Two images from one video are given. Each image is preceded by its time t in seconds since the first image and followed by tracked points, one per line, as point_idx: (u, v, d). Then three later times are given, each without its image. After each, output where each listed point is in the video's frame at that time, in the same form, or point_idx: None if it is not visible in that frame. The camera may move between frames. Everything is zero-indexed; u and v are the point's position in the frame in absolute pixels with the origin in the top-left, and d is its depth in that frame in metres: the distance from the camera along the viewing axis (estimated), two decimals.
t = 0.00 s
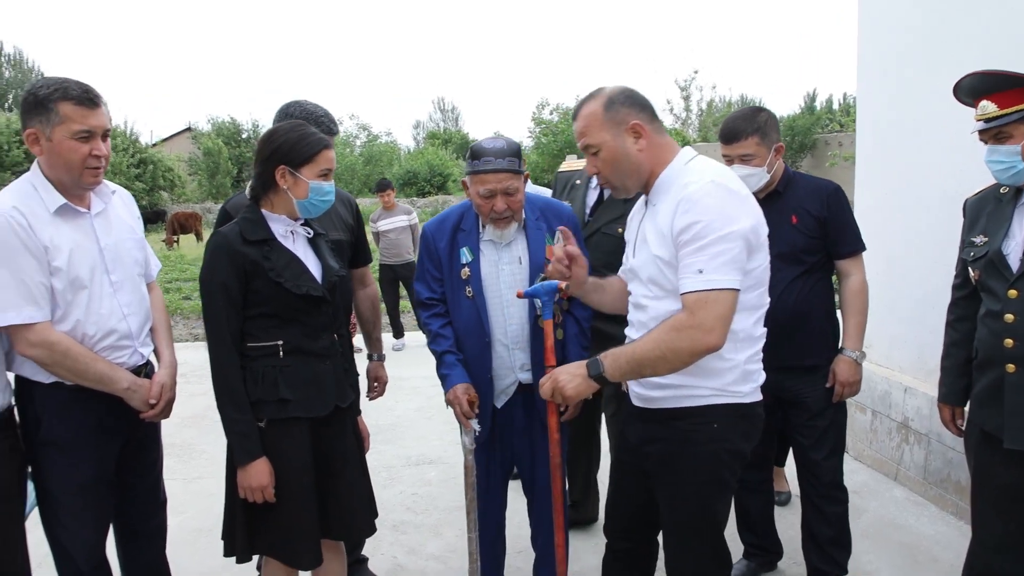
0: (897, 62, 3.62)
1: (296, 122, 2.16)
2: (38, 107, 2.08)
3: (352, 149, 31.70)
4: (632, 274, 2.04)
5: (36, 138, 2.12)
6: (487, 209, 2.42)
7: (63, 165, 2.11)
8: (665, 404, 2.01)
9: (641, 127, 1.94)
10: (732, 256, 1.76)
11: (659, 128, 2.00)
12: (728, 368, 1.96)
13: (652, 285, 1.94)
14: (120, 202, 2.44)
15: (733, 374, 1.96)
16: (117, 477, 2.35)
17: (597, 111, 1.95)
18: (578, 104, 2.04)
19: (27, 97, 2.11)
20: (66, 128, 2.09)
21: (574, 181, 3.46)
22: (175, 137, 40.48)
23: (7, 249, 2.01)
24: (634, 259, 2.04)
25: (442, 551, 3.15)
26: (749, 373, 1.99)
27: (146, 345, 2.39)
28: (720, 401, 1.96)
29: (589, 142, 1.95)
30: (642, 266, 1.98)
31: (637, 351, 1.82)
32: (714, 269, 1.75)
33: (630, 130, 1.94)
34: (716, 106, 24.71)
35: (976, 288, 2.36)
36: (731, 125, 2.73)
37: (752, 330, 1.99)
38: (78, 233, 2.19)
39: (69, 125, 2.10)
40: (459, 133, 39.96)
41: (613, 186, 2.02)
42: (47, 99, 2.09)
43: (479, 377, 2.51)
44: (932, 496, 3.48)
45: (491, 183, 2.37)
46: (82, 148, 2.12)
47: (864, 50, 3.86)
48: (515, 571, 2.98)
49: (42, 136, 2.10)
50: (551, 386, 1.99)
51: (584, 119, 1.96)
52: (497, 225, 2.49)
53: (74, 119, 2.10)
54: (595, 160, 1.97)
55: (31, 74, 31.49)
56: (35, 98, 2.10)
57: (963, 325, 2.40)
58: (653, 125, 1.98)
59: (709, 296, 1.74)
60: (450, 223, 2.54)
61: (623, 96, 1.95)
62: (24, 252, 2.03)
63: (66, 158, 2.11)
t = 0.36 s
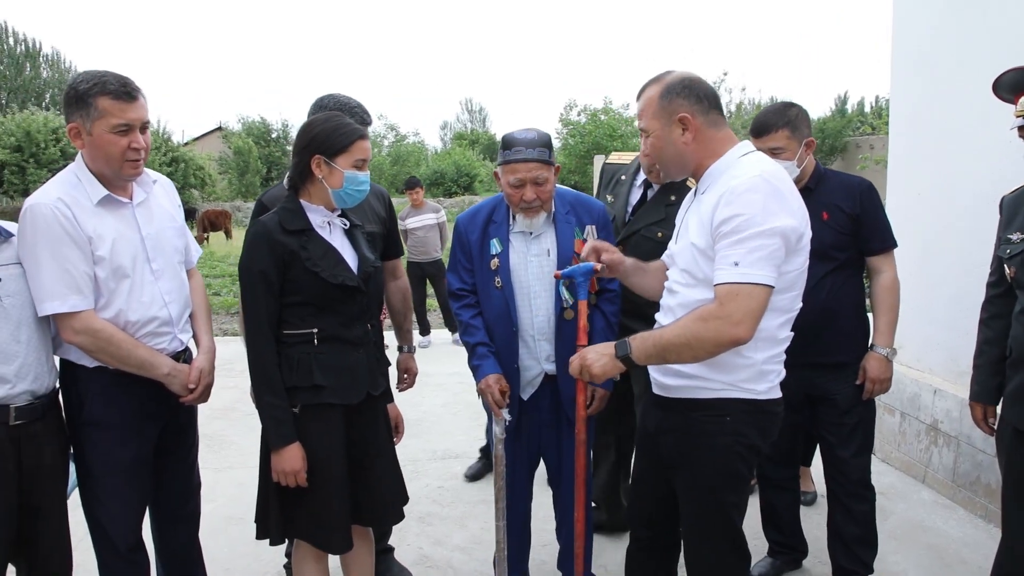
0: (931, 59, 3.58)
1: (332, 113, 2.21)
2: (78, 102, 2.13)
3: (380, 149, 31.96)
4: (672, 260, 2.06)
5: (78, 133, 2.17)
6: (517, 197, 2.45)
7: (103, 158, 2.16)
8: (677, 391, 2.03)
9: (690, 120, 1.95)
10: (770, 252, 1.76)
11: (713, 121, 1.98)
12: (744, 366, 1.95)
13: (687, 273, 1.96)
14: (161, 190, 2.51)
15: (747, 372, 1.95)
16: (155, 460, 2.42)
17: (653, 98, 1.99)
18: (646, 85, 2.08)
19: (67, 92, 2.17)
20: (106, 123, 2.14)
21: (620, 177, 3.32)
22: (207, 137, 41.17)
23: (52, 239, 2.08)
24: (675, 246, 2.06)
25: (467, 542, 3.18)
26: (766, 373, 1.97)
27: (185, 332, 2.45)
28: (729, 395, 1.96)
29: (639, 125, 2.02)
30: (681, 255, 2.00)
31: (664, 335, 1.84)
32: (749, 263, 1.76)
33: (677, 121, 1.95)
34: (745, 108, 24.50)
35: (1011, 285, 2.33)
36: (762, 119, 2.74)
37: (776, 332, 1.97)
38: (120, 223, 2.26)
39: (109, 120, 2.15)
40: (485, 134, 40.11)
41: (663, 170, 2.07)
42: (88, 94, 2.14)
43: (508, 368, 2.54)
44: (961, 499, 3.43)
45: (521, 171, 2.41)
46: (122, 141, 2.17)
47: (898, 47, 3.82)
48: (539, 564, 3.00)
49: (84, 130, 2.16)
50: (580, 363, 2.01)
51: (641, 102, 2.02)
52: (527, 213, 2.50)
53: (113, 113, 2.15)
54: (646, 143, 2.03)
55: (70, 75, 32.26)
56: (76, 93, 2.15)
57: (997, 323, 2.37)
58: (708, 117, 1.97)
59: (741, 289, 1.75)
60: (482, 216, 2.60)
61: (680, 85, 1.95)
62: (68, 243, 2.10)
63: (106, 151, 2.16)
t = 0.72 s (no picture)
0: (932, 66, 3.61)
1: (336, 104, 2.21)
2: (73, 92, 2.12)
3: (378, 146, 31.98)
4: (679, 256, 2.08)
5: (75, 122, 2.17)
6: (518, 192, 2.46)
7: (100, 148, 2.16)
8: (677, 388, 2.06)
9: (713, 106, 1.97)
10: (770, 253, 1.78)
11: (733, 113, 2.01)
12: (745, 366, 1.96)
13: (692, 268, 1.98)
14: (161, 178, 2.51)
15: (747, 372, 1.96)
16: (152, 448, 2.42)
17: (676, 85, 2.00)
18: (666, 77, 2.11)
19: (63, 82, 2.16)
20: (102, 113, 2.14)
21: (626, 177, 3.28)
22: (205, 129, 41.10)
23: (50, 229, 2.08)
24: (683, 241, 2.08)
25: (461, 537, 3.19)
26: (768, 373, 1.98)
27: (185, 321, 2.46)
28: (727, 394, 1.98)
29: (660, 111, 2.03)
30: (688, 251, 2.02)
31: (658, 315, 1.87)
32: (748, 262, 1.78)
33: (701, 106, 1.97)
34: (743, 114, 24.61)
35: (1008, 292, 2.36)
36: (760, 120, 2.79)
37: (778, 332, 1.98)
38: (119, 213, 2.26)
39: (104, 110, 2.14)
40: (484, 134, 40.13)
41: (677, 160, 2.06)
42: (82, 84, 2.13)
43: (505, 363, 2.55)
44: (952, 503, 3.46)
45: (522, 165, 2.42)
46: (118, 131, 2.16)
47: (899, 54, 3.85)
48: (533, 560, 3.01)
49: (80, 120, 2.15)
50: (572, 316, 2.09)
51: (662, 90, 2.04)
52: (527, 210, 2.52)
53: (108, 104, 2.14)
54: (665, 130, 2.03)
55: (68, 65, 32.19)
56: (71, 82, 2.14)
57: (994, 329, 2.40)
58: (729, 106, 2.00)
59: (738, 287, 1.77)
60: (483, 212, 2.62)
61: (703, 74, 1.98)
62: (66, 233, 2.10)
63: (103, 141, 2.16)
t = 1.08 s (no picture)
0: (939, 74, 3.61)
1: (341, 104, 2.21)
2: (80, 88, 2.12)
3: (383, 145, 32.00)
4: (688, 250, 2.11)
5: (82, 118, 2.18)
6: (528, 192, 2.46)
7: (107, 144, 2.16)
8: (680, 388, 2.05)
9: (746, 108, 2.00)
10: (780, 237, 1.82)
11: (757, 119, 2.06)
12: (752, 363, 1.96)
13: (700, 259, 2.01)
14: (168, 173, 2.51)
15: (755, 370, 1.96)
16: (156, 444, 2.42)
17: (711, 79, 2.00)
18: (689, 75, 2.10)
19: (70, 77, 2.16)
20: (109, 109, 2.14)
21: (637, 181, 3.28)
22: (211, 126, 41.22)
23: (57, 224, 2.08)
24: (692, 237, 2.11)
25: (463, 538, 3.19)
26: (773, 371, 1.98)
27: (191, 318, 2.46)
28: (732, 393, 1.97)
29: (693, 100, 1.98)
30: (697, 244, 2.05)
31: (662, 278, 1.86)
32: (757, 242, 1.82)
33: (735, 104, 1.99)
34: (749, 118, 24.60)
35: (1016, 301, 2.35)
36: (766, 124, 2.80)
37: (785, 330, 1.97)
38: (126, 208, 2.26)
39: (111, 106, 2.14)
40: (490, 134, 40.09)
41: (697, 153, 2.03)
42: (89, 79, 2.13)
43: (510, 365, 2.55)
44: (955, 511, 3.45)
45: (533, 166, 2.42)
46: (125, 127, 2.17)
47: (907, 60, 3.84)
48: (535, 562, 3.01)
49: (87, 116, 2.16)
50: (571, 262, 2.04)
51: (692, 82, 2.01)
52: (538, 209, 2.51)
53: (115, 99, 2.14)
54: (692, 120, 2.00)
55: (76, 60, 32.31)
56: (78, 78, 2.14)
57: (1000, 337, 2.38)
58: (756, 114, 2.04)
59: (743, 263, 1.80)
60: (491, 212, 2.62)
61: (737, 76, 2.02)
62: (73, 228, 2.10)
63: (110, 137, 2.16)
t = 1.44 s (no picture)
0: (930, 77, 3.63)
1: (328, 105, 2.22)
2: (67, 90, 2.11)
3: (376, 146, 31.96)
4: (667, 246, 2.14)
5: (69, 120, 2.17)
6: (522, 193, 2.46)
7: (95, 146, 2.15)
8: (668, 381, 2.12)
9: (720, 116, 2.09)
10: (775, 232, 1.91)
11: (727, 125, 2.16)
12: (739, 352, 2.06)
13: (686, 254, 2.05)
14: (157, 175, 2.50)
15: (741, 358, 2.06)
16: (147, 447, 2.41)
17: (683, 89, 2.07)
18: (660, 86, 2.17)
19: (57, 79, 2.15)
20: (96, 110, 2.13)
21: (627, 181, 3.30)
22: (203, 127, 41.07)
23: (45, 228, 2.07)
24: (671, 233, 2.14)
25: (456, 540, 3.18)
26: (756, 360, 2.10)
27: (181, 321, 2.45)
28: (718, 382, 2.06)
29: (672, 109, 2.04)
30: (681, 240, 2.08)
31: (672, 279, 1.88)
32: (755, 238, 1.89)
33: (709, 112, 2.07)
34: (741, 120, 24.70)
35: (1004, 303, 2.36)
36: (758, 125, 2.81)
37: (766, 320, 2.10)
38: (115, 211, 2.25)
39: (98, 107, 2.13)
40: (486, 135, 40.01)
41: (678, 161, 2.09)
42: (76, 81, 2.12)
43: (501, 367, 2.55)
44: (945, 512, 3.47)
45: (527, 166, 2.42)
46: (113, 128, 2.16)
47: (899, 63, 3.86)
48: (528, 565, 3.01)
49: (74, 118, 2.15)
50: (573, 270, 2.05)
51: (668, 93, 2.07)
52: (531, 210, 2.51)
53: (103, 101, 2.13)
54: (671, 131, 2.05)
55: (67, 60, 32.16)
56: (65, 80, 2.13)
57: (989, 339, 2.40)
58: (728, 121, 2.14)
59: (746, 258, 1.88)
60: (483, 215, 2.63)
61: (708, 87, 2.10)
62: (61, 232, 2.09)
63: (98, 139, 2.15)
